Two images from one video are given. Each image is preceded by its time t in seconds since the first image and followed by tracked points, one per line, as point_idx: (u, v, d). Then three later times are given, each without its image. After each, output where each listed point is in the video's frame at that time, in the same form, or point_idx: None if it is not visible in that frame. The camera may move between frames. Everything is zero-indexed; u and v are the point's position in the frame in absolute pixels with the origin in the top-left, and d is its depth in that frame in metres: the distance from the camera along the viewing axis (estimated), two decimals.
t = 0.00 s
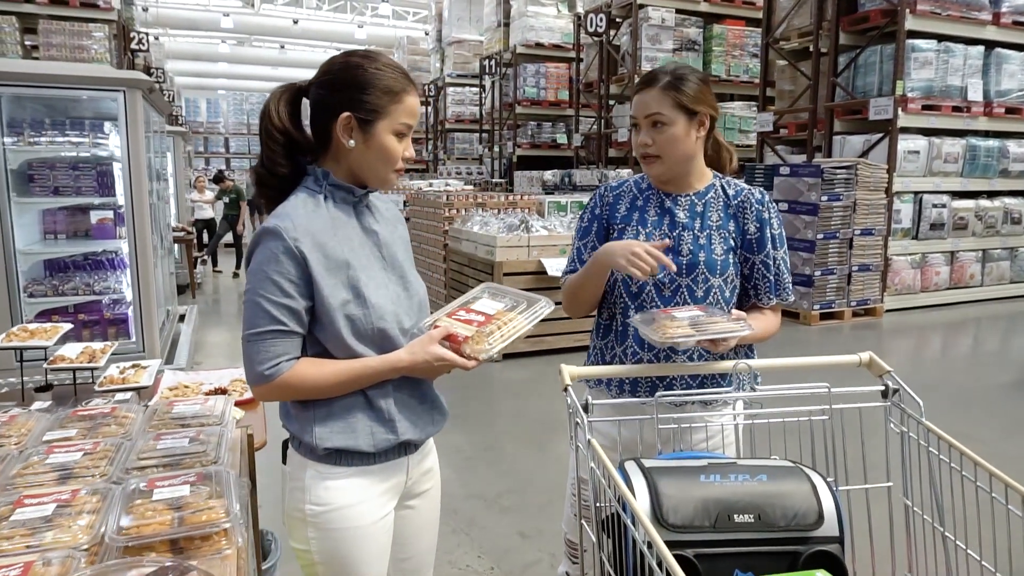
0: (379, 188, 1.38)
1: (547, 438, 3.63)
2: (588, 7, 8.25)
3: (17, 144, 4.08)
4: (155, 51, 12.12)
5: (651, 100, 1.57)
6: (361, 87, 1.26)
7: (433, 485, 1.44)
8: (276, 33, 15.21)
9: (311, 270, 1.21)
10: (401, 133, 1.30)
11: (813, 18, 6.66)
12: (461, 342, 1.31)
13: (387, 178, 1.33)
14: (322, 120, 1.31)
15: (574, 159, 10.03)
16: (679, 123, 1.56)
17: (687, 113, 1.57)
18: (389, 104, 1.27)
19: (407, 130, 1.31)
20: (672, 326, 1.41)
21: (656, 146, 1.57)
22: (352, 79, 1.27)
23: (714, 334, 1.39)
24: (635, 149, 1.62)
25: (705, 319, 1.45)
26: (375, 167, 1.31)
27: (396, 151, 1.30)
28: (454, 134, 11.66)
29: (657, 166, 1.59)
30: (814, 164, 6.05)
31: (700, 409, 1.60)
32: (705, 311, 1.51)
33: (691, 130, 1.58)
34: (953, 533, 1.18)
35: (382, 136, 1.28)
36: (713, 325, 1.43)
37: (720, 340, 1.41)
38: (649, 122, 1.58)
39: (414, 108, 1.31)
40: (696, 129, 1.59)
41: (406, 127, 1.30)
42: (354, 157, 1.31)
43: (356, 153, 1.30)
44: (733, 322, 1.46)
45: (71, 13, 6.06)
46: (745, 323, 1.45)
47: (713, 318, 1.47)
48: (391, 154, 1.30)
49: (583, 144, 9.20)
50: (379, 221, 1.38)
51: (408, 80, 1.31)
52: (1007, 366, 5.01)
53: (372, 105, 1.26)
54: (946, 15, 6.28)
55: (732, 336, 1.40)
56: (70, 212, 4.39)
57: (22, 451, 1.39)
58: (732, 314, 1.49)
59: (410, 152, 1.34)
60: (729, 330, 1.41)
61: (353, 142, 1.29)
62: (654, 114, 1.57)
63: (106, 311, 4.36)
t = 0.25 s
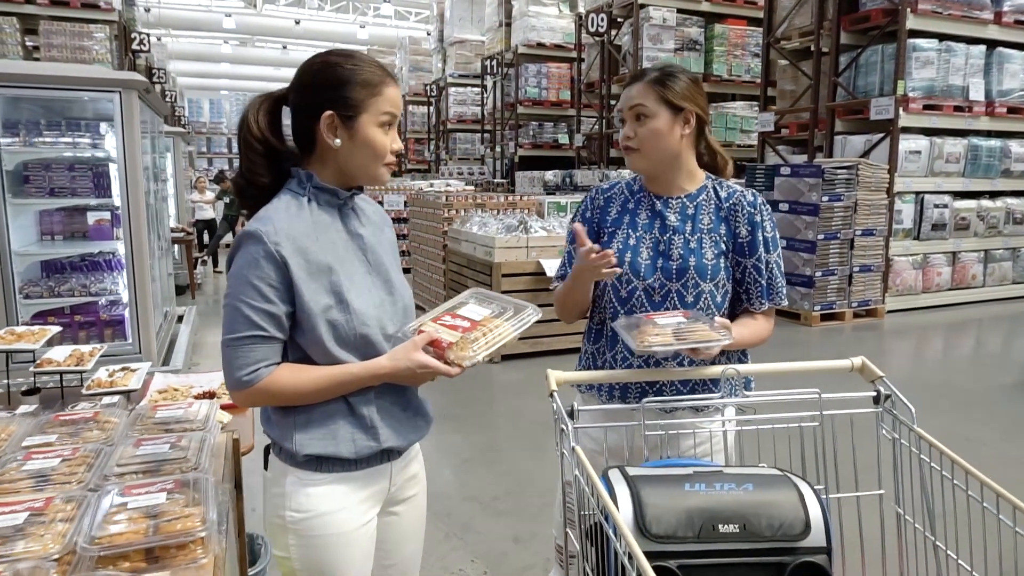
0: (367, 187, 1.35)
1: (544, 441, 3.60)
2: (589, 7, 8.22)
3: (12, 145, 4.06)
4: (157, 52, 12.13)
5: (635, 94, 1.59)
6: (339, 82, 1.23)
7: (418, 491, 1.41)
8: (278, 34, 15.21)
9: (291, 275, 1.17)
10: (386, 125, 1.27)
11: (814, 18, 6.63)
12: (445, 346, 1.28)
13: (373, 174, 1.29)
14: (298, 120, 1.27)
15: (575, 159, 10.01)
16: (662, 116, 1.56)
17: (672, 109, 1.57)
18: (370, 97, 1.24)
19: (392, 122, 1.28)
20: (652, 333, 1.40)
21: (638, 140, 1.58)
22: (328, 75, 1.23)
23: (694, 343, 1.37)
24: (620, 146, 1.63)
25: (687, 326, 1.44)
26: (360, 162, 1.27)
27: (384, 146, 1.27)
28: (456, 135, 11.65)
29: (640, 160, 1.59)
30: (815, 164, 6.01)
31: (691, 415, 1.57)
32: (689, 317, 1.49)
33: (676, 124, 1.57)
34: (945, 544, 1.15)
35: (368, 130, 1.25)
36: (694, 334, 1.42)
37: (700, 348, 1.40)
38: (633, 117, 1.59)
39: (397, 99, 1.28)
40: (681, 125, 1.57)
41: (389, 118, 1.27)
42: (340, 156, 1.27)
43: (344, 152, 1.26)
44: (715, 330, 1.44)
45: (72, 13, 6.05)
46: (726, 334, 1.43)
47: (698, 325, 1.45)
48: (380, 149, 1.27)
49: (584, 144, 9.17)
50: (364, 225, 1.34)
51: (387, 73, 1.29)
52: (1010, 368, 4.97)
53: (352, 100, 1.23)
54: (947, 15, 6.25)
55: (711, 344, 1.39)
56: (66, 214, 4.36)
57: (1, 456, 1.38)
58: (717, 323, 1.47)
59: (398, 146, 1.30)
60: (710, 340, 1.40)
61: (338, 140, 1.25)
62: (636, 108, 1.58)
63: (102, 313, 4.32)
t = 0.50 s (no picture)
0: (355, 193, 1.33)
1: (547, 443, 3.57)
2: (598, 7, 8.20)
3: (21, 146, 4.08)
4: (169, 53, 12.21)
5: (632, 98, 1.56)
6: (330, 84, 1.21)
7: (409, 496, 1.40)
8: (289, 35, 15.29)
9: (280, 279, 1.15)
10: (375, 129, 1.26)
11: (824, 17, 6.58)
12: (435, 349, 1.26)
13: (363, 177, 1.28)
14: (288, 121, 1.26)
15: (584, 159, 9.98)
16: (660, 121, 1.54)
17: (668, 112, 1.54)
18: (359, 100, 1.23)
19: (381, 126, 1.27)
20: (641, 334, 1.39)
21: (635, 144, 1.55)
22: (320, 77, 1.22)
23: (684, 344, 1.36)
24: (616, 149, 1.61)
25: (676, 328, 1.42)
26: (348, 164, 1.25)
27: (371, 150, 1.26)
28: (465, 135, 11.63)
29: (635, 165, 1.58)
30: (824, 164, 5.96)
31: (687, 421, 1.55)
32: (681, 319, 1.48)
33: (673, 129, 1.55)
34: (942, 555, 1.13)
35: (355, 133, 1.23)
36: (683, 337, 1.39)
37: (688, 350, 1.38)
38: (629, 121, 1.56)
39: (388, 104, 1.27)
40: (677, 128, 1.56)
41: (380, 121, 1.26)
42: (326, 158, 1.25)
43: (331, 154, 1.25)
44: (706, 332, 1.42)
45: (85, 16, 5.95)
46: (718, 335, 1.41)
47: (688, 328, 1.43)
48: (367, 152, 1.25)
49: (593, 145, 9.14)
50: (355, 228, 1.32)
51: (379, 77, 1.28)
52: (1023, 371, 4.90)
53: (341, 103, 1.21)
54: (960, 13, 6.18)
55: (701, 346, 1.37)
56: (73, 214, 4.41)
57: None
58: (707, 325, 1.45)
59: (387, 149, 1.29)
60: (700, 340, 1.37)
61: (325, 141, 1.24)
62: (633, 112, 1.55)
63: (109, 313, 4.37)
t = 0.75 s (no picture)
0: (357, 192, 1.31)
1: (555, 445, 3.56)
2: (611, 7, 8.17)
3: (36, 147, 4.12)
4: (186, 54, 12.33)
5: (641, 103, 1.50)
6: (330, 83, 1.19)
7: (407, 497, 1.40)
8: (304, 36, 15.37)
9: (278, 278, 1.14)
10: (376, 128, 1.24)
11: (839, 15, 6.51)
12: (428, 353, 1.25)
13: (364, 177, 1.26)
14: (288, 122, 1.24)
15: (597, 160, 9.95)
16: (671, 124, 1.50)
17: (680, 115, 1.51)
18: (360, 98, 1.21)
19: (383, 124, 1.25)
20: (644, 335, 1.38)
21: (649, 150, 1.51)
22: (320, 77, 1.20)
23: (691, 346, 1.34)
24: (624, 154, 1.55)
25: (681, 330, 1.40)
26: (349, 165, 1.23)
27: (375, 148, 1.24)
28: (479, 135, 11.63)
29: (649, 170, 1.53)
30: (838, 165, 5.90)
31: (691, 425, 1.53)
32: (685, 321, 1.46)
33: (683, 130, 1.52)
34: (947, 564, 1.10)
35: (358, 131, 1.21)
36: (685, 337, 1.37)
37: (694, 352, 1.36)
38: (640, 125, 1.51)
39: (388, 103, 1.25)
40: (687, 131, 1.53)
41: (379, 121, 1.24)
42: (327, 158, 1.23)
43: (333, 154, 1.22)
44: (711, 334, 1.40)
45: (103, 18, 5.78)
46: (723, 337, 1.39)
47: (693, 329, 1.41)
48: (370, 151, 1.23)
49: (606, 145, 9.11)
50: (354, 227, 1.31)
51: (378, 77, 1.26)
52: None
53: (342, 103, 1.20)
54: (977, 12, 6.10)
55: (708, 348, 1.35)
56: (87, 214, 4.45)
57: None
58: (714, 327, 1.43)
59: (387, 148, 1.27)
60: (705, 343, 1.35)
61: (325, 141, 1.22)
62: (644, 117, 1.50)
63: (121, 311, 4.39)
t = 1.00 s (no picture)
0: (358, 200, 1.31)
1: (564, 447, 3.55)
2: (627, 7, 8.13)
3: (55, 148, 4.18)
4: (204, 56, 12.44)
5: (668, 107, 1.45)
6: (339, 90, 1.19)
7: (410, 498, 1.39)
8: (320, 37, 15.46)
9: (278, 277, 1.15)
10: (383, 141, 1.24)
11: (857, 14, 6.44)
12: (432, 345, 1.28)
13: (358, 186, 1.25)
14: (297, 125, 1.24)
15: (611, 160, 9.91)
16: (693, 132, 1.48)
17: (700, 122, 1.50)
18: (371, 109, 1.20)
19: (392, 138, 1.25)
20: (652, 337, 1.37)
21: (672, 157, 1.47)
22: (333, 82, 1.20)
23: (700, 345, 1.32)
24: (642, 157, 1.51)
25: (694, 332, 1.39)
26: (357, 175, 1.23)
27: (379, 161, 1.24)
28: (493, 135, 11.64)
29: (667, 176, 1.49)
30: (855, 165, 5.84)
31: (698, 428, 1.52)
32: (694, 324, 1.45)
33: (701, 139, 1.50)
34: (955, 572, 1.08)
35: (364, 142, 1.21)
36: (696, 337, 1.36)
37: (703, 352, 1.35)
38: (663, 128, 1.47)
39: (399, 116, 1.25)
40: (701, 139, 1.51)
41: (384, 137, 1.23)
42: (329, 163, 1.23)
43: (337, 163, 1.22)
44: (721, 334, 1.39)
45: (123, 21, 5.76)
46: (734, 337, 1.38)
47: (702, 331, 1.40)
48: (375, 163, 1.24)
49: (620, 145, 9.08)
50: (356, 228, 1.31)
51: (392, 88, 1.25)
52: None
53: (347, 111, 1.19)
54: (998, 10, 6.01)
55: (717, 348, 1.34)
56: (105, 214, 4.49)
57: (2, 454, 1.41)
58: (723, 329, 1.42)
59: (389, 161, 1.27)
60: (715, 343, 1.34)
61: (324, 145, 1.21)
62: (671, 122, 1.46)
63: (136, 311, 4.44)
